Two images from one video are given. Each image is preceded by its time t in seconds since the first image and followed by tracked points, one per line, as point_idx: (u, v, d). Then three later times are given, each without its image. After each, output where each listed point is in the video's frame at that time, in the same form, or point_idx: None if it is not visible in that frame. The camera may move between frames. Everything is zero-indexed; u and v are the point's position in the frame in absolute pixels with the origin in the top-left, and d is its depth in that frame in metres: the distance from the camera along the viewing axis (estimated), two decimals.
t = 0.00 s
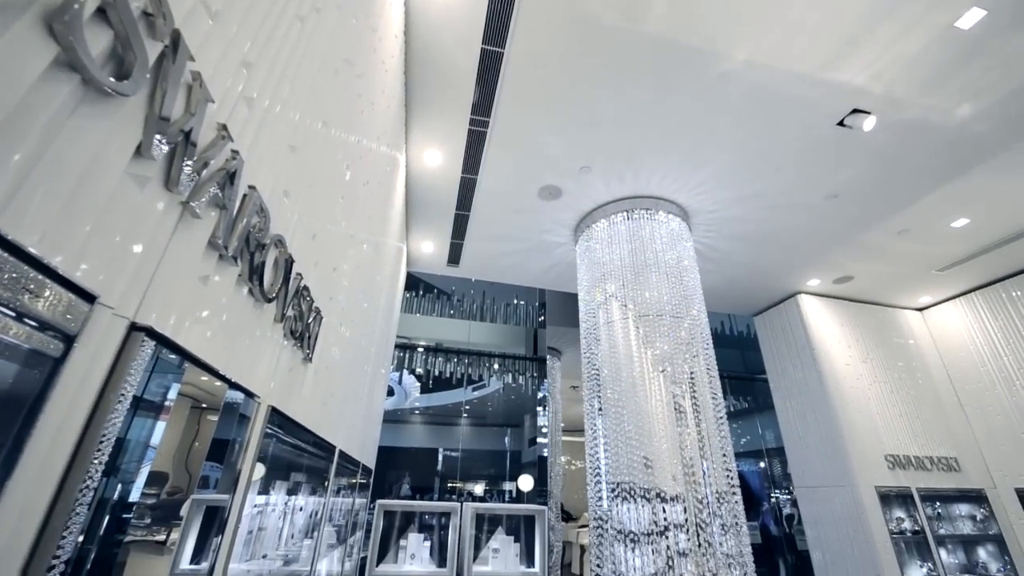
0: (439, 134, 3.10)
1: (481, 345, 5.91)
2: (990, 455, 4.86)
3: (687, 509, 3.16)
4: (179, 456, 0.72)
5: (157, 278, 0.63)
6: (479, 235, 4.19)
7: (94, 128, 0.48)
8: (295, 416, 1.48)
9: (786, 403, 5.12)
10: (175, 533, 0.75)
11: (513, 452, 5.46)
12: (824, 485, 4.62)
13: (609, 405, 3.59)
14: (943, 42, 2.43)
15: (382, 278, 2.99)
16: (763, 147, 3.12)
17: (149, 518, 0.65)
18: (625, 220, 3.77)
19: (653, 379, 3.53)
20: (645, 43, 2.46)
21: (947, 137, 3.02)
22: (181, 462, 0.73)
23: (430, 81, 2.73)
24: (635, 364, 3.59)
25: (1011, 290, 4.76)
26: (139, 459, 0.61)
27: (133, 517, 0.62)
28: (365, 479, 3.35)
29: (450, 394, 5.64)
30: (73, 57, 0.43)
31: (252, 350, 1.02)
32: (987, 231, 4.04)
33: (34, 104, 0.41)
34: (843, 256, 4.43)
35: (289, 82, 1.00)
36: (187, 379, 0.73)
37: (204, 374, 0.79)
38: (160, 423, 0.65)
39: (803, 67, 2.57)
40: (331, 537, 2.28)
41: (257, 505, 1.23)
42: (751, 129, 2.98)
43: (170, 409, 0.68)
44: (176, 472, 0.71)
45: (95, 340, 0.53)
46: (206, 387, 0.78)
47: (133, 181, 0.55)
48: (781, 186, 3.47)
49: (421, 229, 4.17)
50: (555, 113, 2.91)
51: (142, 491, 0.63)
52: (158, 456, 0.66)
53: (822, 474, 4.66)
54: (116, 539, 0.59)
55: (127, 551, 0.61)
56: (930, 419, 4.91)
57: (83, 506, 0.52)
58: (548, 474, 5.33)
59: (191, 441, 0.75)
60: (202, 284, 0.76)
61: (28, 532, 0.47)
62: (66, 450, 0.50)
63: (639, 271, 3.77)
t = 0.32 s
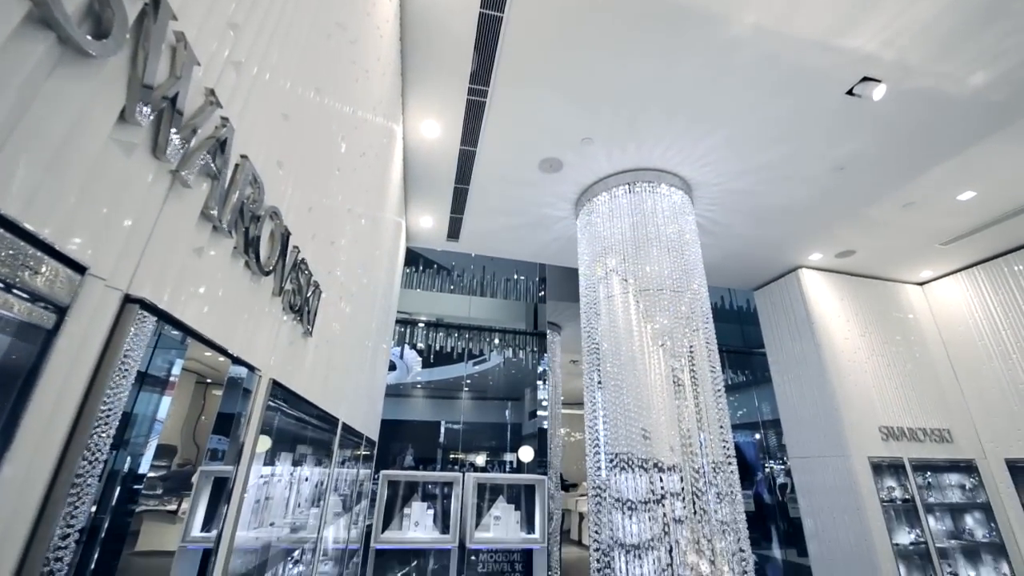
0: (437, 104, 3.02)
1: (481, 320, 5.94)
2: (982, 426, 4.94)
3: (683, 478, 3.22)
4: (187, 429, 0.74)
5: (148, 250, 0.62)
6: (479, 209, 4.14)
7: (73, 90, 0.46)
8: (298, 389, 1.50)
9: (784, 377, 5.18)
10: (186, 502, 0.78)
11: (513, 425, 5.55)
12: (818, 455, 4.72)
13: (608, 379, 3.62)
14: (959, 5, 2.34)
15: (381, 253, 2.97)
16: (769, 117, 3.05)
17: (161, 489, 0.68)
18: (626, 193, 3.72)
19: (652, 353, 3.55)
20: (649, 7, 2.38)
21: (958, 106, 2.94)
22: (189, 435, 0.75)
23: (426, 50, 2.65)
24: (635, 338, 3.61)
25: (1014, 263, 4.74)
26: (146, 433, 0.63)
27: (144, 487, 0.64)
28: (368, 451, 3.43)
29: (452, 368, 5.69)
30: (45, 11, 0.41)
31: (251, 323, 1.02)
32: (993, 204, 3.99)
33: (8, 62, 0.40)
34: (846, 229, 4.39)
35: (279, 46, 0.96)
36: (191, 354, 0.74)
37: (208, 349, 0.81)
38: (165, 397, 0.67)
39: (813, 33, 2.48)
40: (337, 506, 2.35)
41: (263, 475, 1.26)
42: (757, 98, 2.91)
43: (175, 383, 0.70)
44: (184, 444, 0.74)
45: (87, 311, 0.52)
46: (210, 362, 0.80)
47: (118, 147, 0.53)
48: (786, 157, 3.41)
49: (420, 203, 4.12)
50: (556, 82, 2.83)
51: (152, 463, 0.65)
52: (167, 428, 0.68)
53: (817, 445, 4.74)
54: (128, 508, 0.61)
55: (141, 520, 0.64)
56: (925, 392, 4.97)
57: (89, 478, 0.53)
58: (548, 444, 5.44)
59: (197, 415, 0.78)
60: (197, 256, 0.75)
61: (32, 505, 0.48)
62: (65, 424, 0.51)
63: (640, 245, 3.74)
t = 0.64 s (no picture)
0: (435, 73, 2.94)
1: (481, 295, 5.95)
2: (976, 398, 5.02)
3: (681, 449, 3.28)
4: (191, 404, 0.76)
5: (139, 221, 0.61)
6: (479, 183, 4.09)
7: (52, 51, 0.45)
8: (299, 362, 1.51)
9: (782, 350, 5.22)
10: (194, 474, 0.81)
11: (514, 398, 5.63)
12: (814, 427, 4.80)
13: (608, 353, 3.64)
14: None
15: (380, 228, 2.95)
16: (775, 86, 2.97)
17: (171, 461, 0.70)
18: (628, 166, 3.66)
19: (653, 328, 3.56)
20: None
21: (971, 74, 2.86)
22: (194, 409, 0.77)
23: (423, 16, 2.56)
24: (635, 312, 3.61)
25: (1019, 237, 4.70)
26: (149, 406, 0.64)
27: (153, 460, 0.66)
28: (371, 424, 3.49)
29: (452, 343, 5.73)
30: None
31: (250, 297, 1.02)
32: (1000, 177, 3.93)
33: None
34: (850, 203, 4.34)
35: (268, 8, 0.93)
36: (193, 330, 0.76)
37: (210, 325, 0.82)
38: (169, 372, 0.68)
39: None
40: (342, 476, 2.40)
41: (267, 446, 1.28)
42: (764, 66, 2.83)
43: (179, 359, 0.71)
44: (191, 418, 0.76)
45: (79, 283, 0.52)
46: (212, 338, 0.81)
47: (101, 112, 0.52)
48: (792, 128, 3.34)
49: (418, 176, 4.07)
50: (557, 49, 2.74)
51: (160, 436, 0.67)
52: (172, 403, 0.69)
53: (812, 418, 4.82)
54: (138, 479, 0.63)
55: (151, 491, 0.66)
56: (922, 366, 5.02)
57: (90, 449, 0.53)
58: (548, 417, 5.52)
59: (201, 391, 0.79)
60: (190, 229, 0.74)
61: (32, 475, 0.48)
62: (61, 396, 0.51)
63: (642, 219, 3.71)
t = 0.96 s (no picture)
0: (432, 42, 2.85)
1: (481, 271, 5.94)
2: (972, 372, 5.07)
3: (679, 421, 3.32)
4: (196, 379, 0.78)
5: (127, 191, 0.60)
6: (479, 157, 4.03)
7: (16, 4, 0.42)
8: (300, 337, 1.51)
9: (782, 325, 5.24)
10: (201, 447, 0.83)
11: (515, 372, 5.69)
12: (810, 401, 4.86)
13: (608, 327, 3.65)
14: None
15: (378, 203, 2.91)
16: (784, 53, 2.88)
17: (179, 435, 0.72)
18: (631, 138, 3.59)
19: (653, 303, 3.55)
20: None
21: (986, 41, 2.77)
22: (199, 385, 0.79)
23: None
24: (636, 287, 3.61)
25: None
26: (154, 381, 0.65)
27: (161, 434, 0.68)
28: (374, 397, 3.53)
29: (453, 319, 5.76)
30: None
31: (247, 271, 1.01)
32: (1010, 149, 3.85)
33: None
34: (855, 176, 4.27)
35: None
36: (194, 307, 0.76)
37: (212, 302, 0.83)
38: (173, 348, 0.69)
39: None
40: (346, 448, 2.45)
41: (271, 419, 1.29)
42: (773, 33, 2.73)
43: (182, 335, 0.72)
44: (195, 394, 0.77)
45: (68, 253, 0.51)
46: (214, 315, 0.82)
47: (82, 75, 0.50)
48: (799, 99, 3.26)
49: (417, 150, 3.99)
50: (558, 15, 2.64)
51: (166, 411, 0.69)
52: (178, 378, 0.71)
53: (809, 391, 4.87)
54: (146, 452, 0.65)
55: (161, 463, 0.68)
56: (920, 340, 5.04)
57: (91, 421, 0.54)
58: (548, 390, 5.60)
59: (205, 367, 0.81)
60: (181, 199, 0.72)
61: (32, 448, 0.49)
62: (57, 368, 0.51)
63: (643, 193, 3.66)
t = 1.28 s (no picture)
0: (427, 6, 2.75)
1: (481, 247, 5.90)
2: (970, 345, 5.09)
3: (678, 394, 3.36)
4: (199, 354, 0.80)
5: (114, 159, 0.58)
6: (477, 128, 3.94)
7: None
8: (301, 311, 1.51)
9: (782, 299, 5.25)
10: (208, 420, 0.87)
11: (515, 347, 5.73)
12: (807, 374, 4.90)
13: (608, 301, 3.65)
14: None
15: (375, 177, 2.87)
16: (793, 19, 2.78)
17: (186, 410, 0.75)
18: (634, 107, 3.51)
19: (654, 277, 3.54)
20: None
21: (1003, 5, 2.67)
22: (202, 359, 0.81)
23: None
24: (636, 261, 3.59)
25: None
26: (157, 357, 0.67)
27: (167, 407, 0.70)
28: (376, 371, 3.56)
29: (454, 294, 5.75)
30: None
31: (244, 243, 0.99)
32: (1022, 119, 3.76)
33: None
34: (862, 147, 4.19)
35: None
36: (194, 283, 0.77)
37: (212, 279, 0.84)
38: (173, 325, 0.70)
39: None
40: (349, 420, 2.49)
41: (274, 392, 1.31)
42: None
43: (183, 311, 0.74)
44: (199, 369, 0.80)
45: (54, 225, 0.50)
46: (214, 292, 0.83)
47: (57, 35, 0.47)
48: (806, 67, 3.17)
49: (414, 121, 3.90)
50: None
51: (172, 386, 0.71)
52: (181, 354, 0.73)
53: (806, 364, 4.92)
54: (153, 425, 0.67)
55: (169, 437, 0.72)
56: (920, 314, 5.05)
57: (92, 395, 0.54)
58: (548, 364, 5.66)
59: (208, 342, 0.84)
60: (172, 168, 0.70)
61: (30, 421, 0.49)
62: (52, 341, 0.51)
63: (646, 165, 3.60)
